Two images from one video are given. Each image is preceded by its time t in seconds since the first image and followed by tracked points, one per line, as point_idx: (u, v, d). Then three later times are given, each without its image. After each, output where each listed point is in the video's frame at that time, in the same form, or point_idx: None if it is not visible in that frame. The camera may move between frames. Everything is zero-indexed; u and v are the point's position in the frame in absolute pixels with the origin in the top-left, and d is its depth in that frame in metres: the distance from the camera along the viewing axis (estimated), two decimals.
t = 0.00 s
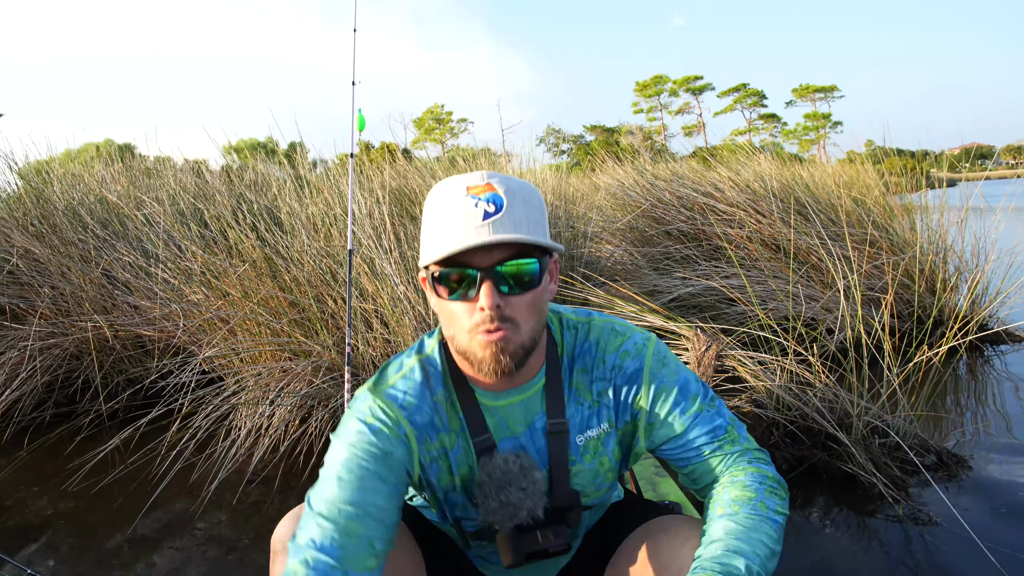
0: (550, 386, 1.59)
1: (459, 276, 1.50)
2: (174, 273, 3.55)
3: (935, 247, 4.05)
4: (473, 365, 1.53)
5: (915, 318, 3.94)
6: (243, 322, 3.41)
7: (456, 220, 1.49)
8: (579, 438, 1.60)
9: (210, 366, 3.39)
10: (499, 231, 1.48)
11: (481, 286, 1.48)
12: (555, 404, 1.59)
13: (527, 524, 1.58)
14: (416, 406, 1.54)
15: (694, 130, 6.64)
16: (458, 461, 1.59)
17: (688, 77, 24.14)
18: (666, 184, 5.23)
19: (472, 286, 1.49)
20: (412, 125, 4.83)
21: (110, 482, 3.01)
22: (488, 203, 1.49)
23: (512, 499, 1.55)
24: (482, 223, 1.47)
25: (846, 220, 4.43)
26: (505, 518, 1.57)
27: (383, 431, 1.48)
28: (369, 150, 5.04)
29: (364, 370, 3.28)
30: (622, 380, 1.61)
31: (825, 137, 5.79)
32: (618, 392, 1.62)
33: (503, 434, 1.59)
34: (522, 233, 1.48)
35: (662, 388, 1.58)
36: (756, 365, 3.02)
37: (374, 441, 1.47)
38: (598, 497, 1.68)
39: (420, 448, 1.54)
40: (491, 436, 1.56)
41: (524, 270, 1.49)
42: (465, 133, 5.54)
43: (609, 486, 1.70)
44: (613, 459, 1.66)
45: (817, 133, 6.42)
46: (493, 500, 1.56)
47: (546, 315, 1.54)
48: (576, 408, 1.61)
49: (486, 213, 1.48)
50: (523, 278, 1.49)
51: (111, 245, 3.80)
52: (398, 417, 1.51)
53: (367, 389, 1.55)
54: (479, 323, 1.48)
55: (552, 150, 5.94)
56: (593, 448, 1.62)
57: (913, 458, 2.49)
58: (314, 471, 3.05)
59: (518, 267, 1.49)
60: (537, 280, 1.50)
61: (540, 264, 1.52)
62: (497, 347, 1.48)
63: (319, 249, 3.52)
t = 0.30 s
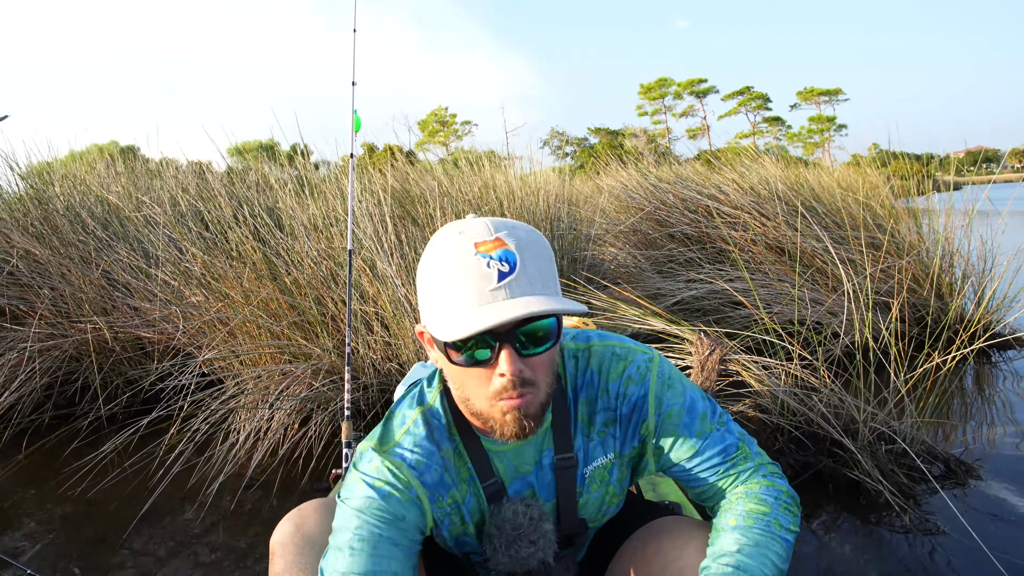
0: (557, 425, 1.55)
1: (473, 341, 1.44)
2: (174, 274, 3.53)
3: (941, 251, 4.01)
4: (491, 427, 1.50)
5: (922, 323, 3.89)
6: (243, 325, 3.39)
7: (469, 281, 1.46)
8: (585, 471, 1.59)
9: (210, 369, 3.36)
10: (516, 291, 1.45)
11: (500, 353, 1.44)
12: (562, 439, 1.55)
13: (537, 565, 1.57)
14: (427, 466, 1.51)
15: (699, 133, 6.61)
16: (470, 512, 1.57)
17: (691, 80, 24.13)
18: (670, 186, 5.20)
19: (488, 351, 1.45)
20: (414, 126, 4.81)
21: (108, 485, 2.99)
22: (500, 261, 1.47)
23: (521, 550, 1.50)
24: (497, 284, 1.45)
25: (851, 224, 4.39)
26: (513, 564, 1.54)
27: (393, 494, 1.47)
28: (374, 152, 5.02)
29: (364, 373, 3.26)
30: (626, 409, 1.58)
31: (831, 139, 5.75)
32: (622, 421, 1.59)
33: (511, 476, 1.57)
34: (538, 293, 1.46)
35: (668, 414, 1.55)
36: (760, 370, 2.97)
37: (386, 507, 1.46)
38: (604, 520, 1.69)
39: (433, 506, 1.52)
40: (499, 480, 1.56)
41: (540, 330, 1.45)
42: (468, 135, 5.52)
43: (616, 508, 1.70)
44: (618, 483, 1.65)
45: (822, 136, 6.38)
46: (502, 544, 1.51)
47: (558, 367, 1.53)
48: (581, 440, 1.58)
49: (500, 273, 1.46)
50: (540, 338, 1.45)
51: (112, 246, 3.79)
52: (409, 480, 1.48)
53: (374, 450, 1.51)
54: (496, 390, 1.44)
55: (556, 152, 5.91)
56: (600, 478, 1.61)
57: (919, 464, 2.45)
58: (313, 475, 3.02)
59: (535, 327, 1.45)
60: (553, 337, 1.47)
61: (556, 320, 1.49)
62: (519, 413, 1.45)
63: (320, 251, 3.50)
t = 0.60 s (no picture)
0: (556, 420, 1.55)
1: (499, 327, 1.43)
2: (174, 277, 3.53)
3: (946, 250, 3.97)
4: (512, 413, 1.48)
5: (926, 322, 3.86)
6: (243, 327, 3.38)
7: (491, 271, 1.47)
8: (578, 465, 1.58)
9: (210, 371, 3.36)
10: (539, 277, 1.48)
11: (524, 336, 1.44)
12: (561, 434, 1.55)
13: (524, 562, 1.57)
14: (415, 449, 1.50)
15: (702, 132, 6.57)
16: (455, 499, 1.56)
17: (695, 79, 24.05)
18: (672, 185, 5.18)
19: (512, 334, 1.44)
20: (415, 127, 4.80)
21: (107, 488, 2.98)
22: (520, 249, 1.48)
23: (508, 540, 1.51)
24: (520, 270, 1.46)
25: (855, 223, 4.36)
26: (506, 557, 1.55)
27: (376, 471, 1.47)
28: (376, 153, 5.01)
29: (364, 375, 3.24)
30: (622, 405, 1.58)
31: (834, 137, 5.71)
32: (619, 416, 1.58)
33: (506, 467, 1.57)
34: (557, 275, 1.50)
35: (665, 412, 1.54)
36: (763, 371, 2.94)
37: (366, 482, 1.46)
38: (597, 516, 1.70)
39: (415, 489, 1.51)
40: (491, 469, 1.54)
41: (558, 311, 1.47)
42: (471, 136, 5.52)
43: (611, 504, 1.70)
44: (614, 481, 1.64)
45: (826, 134, 6.34)
46: (490, 542, 1.52)
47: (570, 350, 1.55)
48: (576, 434, 1.57)
49: (522, 259, 1.47)
50: (560, 320, 1.47)
51: (112, 249, 3.79)
52: (395, 460, 1.48)
53: (366, 425, 1.52)
54: (521, 372, 1.44)
55: (559, 152, 5.89)
56: (593, 473, 1.60)
57: (923, 466, 2.42)
58: (313, 478, 3.01)
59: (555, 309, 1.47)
60: (570, 319, 1.48)
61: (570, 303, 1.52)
62: (543, 394, 1.45)
63: (320, 253, 3.49)
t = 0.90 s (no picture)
0: (557, 393, 1.58)
1: (509, 278, 1.48)
2: (175, 274, 3.52)
3: (951, 248, 3.94)
4: (515, 365, 1.49)
5: (930, 321, 3.83)
6: (243, 325, 3.37)
7: (505, 223, 1.50)
8: (576, 442, 1.59)
9: (211, 369, 3.35)
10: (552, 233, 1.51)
11: (534, 284, 1.48)
12: (561, 409, 1.57)
13: (517, 526, 1.61)
14: (413, 399, 1.55)
15: (705, 130, 6.54)
16: (447, 457, 1.60)
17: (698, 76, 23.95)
18: (675, 183, 5.16)
19: (522, 286, 1.48)
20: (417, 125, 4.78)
21: (107, 486, 2.98)
22: (533, 205, 1.52)
23: (504, 496, 1.56)
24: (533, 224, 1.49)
25: (859, 221, 4.33)
26: (499, 519, 1.59)
27: (374, 414, 1.52)
28: (379, 149, 4.99)
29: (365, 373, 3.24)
30: (623, 386, 1.59)
31: (839, 135, 5.67)
32: (621, 398, 1.59)
33: (506, 435, 1.59)
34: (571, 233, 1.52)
35: (664, 396, 1.54)
36: (765, 370, 2.93)
37: (361, 421, 1.51)
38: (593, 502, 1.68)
39: (406, 439, 1.55)
40: (491, 434, 1.57)
41: (569, 269, 1.52)
42: (474, 134, 5.49)
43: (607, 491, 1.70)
44: (612, 463, 1.64)
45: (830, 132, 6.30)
46: (484, 498, 1.57)
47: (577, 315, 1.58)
48: (576, 411, 1.59)
49: (535, 215, 1.51)
50: (569, 280, 1.52)
51: (113, 247, 3.78)
52: (393, 407, 1.54)
53: (376, 366, 1.58)
54: (529, 322, 1.47)
55: (562, 150, 5.87)
56: (590, 452, 1.61)
57: (925, 467, 2.39)
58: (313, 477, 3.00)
59: (566, 266, 1.51)
60: (578, 279, 1.53)
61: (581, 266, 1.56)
62: (546, 345, 1.47)
63: (321, 251, 3.48)
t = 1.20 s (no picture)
0: (543, 358, 1.65)
1: (485, 235, 1.59)
2: (172, 276, 3.52)
3: (950, 243, 3.93)
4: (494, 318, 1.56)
5: (930, 316, 3.82)
6: (241, 326, 3.36)
7: (478, 182, 1.61)
8: (567, 410, 1.65)
9: (209, 371, 3.34)
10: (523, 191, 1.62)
11: (508, 238, 1.58)
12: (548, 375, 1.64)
13: (511, 490, 1.62)
14: (404, 374, 1.60)
15: (704, 126, 6.52)
16: (443, 429, 1.63)
17: (697, 72, 23.91)
18: (674, 180, 5.15)
19: (498, 243, 1.58)
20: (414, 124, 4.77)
21: (105, 489, 2.98)
22: (505, 168, 1.63)
23: (495, 458, 1.58)
24: (503, 182, 1.59)
25: (858, 216, 4.32)
26: (494, 485, 1.62)
27: (365, 393, 1.57)
28: (377, 149, 4.98)
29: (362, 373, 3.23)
30: (612, 355, 1.69)
31: (838, 130, 5.65)
32: (609, 368, 1.69)
33: (497, 403, 1.64)
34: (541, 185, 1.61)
35: (651, 364, 1.68)
36: (763, 367, 2.92)
37: (355, 399, 1.56)
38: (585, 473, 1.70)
39: (399, 414, 1.59)
40: (481, 404, 1.61)
41: (542, 230, 1.63)
42: (472, 132, 5.48)
43: (598, 463, 1.72)
44: (602, 433, 1.69)
45: (829, 127, 6.28)
46: (478, 462, 1.58)
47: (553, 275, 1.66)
48: (565, 379, 1.66)
49: (505, 175, 1.61)
50: (541, 237, 1.62)
51: (109, 249, 3.78)
52: (383, 385, 1.59)
53: (365, 350, 1.63)
54: (505, 273, 1.56)
55: (561, 147, 5.86)
56: (580, 420, 1.66)
57: (925, 463, 2.38)
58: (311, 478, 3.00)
59: (539, 227, 1.62)
60: (549, 238, 1.64)
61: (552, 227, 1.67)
62: (521, 295, 1.55)
63: (318, 251, 3.47)
